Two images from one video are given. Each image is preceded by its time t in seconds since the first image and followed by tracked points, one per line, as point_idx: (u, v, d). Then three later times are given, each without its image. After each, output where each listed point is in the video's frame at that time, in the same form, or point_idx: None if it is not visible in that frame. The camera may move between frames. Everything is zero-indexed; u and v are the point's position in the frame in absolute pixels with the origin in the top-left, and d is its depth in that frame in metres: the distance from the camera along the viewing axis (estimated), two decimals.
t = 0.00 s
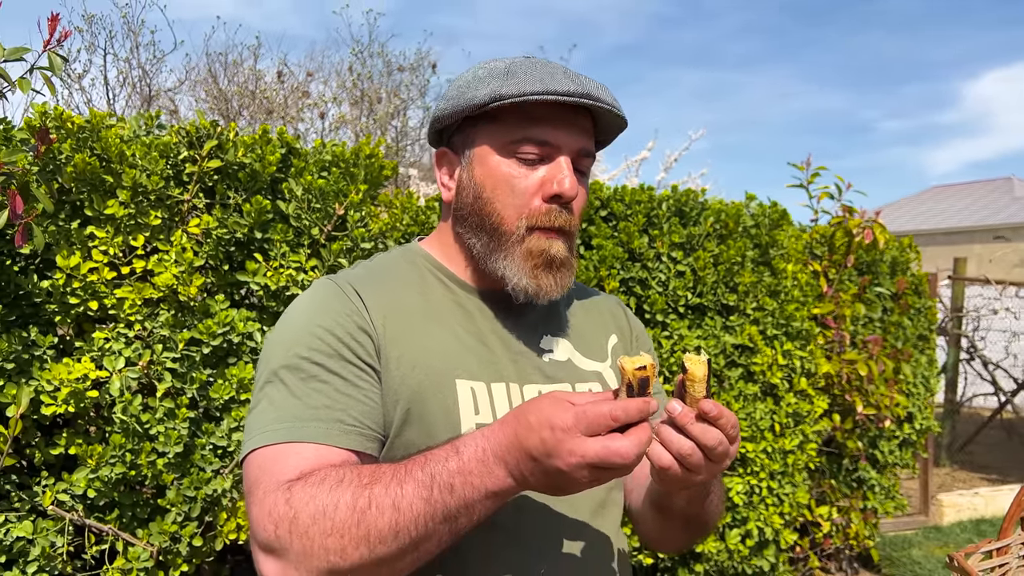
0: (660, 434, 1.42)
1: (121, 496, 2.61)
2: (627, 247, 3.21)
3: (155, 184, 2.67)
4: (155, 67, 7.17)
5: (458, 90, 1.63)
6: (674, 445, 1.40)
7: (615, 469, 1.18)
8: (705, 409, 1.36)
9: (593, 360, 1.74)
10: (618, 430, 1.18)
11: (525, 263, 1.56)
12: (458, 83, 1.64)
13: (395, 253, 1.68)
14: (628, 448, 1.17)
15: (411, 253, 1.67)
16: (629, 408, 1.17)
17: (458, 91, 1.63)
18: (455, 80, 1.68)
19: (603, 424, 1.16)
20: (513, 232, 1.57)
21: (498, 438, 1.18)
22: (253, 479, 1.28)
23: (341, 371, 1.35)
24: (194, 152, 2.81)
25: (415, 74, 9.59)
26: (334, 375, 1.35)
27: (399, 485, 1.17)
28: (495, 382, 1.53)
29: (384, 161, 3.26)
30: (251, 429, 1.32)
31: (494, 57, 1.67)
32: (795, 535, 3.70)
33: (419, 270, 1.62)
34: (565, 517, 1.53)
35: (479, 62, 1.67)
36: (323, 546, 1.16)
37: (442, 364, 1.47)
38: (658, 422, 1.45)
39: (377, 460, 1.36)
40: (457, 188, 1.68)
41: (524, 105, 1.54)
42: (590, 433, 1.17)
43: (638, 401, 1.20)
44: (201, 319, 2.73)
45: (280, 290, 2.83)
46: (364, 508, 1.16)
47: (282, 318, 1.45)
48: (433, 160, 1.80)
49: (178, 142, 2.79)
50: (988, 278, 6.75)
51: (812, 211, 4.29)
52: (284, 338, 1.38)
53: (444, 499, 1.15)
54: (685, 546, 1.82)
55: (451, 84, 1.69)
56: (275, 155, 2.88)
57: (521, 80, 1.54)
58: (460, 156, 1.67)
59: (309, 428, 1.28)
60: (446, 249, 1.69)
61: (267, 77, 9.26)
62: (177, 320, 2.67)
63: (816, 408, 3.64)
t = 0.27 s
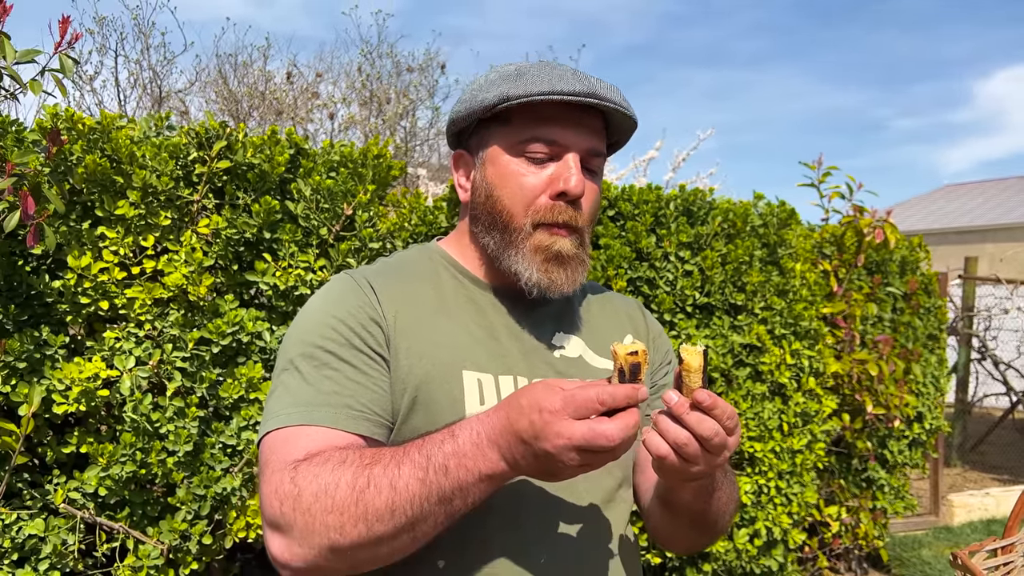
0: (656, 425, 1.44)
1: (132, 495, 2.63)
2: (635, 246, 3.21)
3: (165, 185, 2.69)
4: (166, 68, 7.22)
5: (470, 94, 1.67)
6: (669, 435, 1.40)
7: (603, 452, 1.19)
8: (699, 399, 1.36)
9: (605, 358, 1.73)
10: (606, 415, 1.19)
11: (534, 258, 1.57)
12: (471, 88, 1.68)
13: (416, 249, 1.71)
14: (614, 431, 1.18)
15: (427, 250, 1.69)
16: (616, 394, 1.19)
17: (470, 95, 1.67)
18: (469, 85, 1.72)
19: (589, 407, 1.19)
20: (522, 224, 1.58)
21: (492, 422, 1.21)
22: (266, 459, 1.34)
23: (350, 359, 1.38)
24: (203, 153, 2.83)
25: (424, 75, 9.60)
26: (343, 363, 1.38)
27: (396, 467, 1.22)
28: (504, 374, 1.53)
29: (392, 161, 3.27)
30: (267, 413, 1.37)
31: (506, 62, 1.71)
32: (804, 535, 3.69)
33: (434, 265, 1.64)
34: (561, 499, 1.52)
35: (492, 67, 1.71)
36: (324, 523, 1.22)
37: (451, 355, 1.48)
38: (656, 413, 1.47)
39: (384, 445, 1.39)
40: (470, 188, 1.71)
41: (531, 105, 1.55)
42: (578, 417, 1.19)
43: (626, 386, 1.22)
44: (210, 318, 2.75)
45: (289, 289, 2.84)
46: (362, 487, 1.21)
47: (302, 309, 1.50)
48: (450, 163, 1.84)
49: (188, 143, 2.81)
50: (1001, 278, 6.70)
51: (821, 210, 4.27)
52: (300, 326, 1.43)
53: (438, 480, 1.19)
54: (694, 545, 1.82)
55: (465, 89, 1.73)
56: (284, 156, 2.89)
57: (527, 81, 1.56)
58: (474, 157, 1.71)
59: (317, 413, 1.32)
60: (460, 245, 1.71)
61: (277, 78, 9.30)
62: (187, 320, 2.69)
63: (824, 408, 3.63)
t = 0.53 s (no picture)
0: (654, 423, 1.44)
1: (141, 494, 2.64)
2: (642, 246, 3.21)
3: (173, 186, 2.71)
4: (175, 70, 7.26)
5: (471, 94, 1.69)
6: (667, 434, 1.41)
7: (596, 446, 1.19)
8: (696, 397, 1.38)
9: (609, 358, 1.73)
10: (598, 410, 1.19)
11: (524, 250, 1.56)
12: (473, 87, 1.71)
13: (424, 250, 1.72)
14: (607, 425, 1.18)
15: (434, 251, 1.70)
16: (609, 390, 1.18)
17: (471, 95, 1.69)
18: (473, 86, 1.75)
19: (581, 403, 1.18)
20: (514, 219, 1.59)
21: (488, 418, 1.21)
22: (273, 457, 1.36)
23: (355, 359, 1.39)
24: (212, 154, 2.84)
25: (432, 75, 9.62)
26: (348, 362, 1.39)
27: (396, 463, 1.22)
28: (508, 374, 1.53)
29: (400, 162, 3.28)
30: (274, 411, 1.39)
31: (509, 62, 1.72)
32: (812, 535, 3.68)
33: (441, 267, 1.65)
34: (561, 494, 1.52)
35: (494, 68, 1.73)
36: (325, 519, 1.23)
37: (455, 355, 1.49)
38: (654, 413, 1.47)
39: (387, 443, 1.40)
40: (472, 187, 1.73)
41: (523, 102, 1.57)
42: (571, 412, 1.19)
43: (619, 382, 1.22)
44: (219, 318, 2.76)
45: (297, 290, 2.85)
46: (362, 483, 1.21)
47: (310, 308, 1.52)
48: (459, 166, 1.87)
49: (196, 144, 2.83)
50: (1012, 277, 6.66)
51: (829, 209, 4.26)
52: (306, 326, 1.44)
53: (436, 476, 1.19)
54: (702, 544, 1.82)
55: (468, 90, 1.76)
56: (292, 156, 2.91)
57: (522, 79, 1.57)
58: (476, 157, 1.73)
59: (322, 411, 1.33)
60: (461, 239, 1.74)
61: (286, 79, 9.34)
62: (196, 319, 2.71)
63: (832, 408, 3.61)
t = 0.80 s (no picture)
0: (648, 421, 1.44)
1: (149, 492, 2.66)
2: (648, 246, 3.20)
3: (181, 187, 2.72)
4: (184, 71, 7.30)
5: (470, 97, 1.68)
6: (662, 432, 1.40)
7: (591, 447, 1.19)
8: (691, 398, 1.36)
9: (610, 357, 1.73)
10: (592, 410, 1.19)
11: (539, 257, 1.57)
12: (472, 92, 1.68)
13: (426, 250, 1.72)
14: (602, 426, 1.18)
15: (435, 253, 1.70)
16: (602, 390, 1.18)
17: (470, 99, 1.68)
18: (470, 88, 1.73)
19: (575, 403, 1.18)
20: (528, 224, 1.58)
21: (484, 419, 1.22)
22: (274, 458, 1.37)
23: (355, 360, 1.40)
24: (219, 155, 2.86)
25: (439, 75, 9.63)
26: (348, 363, 1.40)
27: (393, 463, 1.23)
28: (508, 373, 1.54)
29: (406, 162, 3.28)
30: (277, 412, 1.40)
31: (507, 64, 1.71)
32: (819, 535, 3.67)
33: (441, 268, 1.65)
34: (560, 493, 1.52)
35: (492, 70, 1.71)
36: (325, 519, 1.24)
37: (455, 355, 1.49)
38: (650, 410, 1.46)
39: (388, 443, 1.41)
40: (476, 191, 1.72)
41: (531, 110, 1.56)
42: (565, 413, 1.18)
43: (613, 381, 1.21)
44: (226, 318, 2.77)
45: (304, 290, 2.86)
46: (360, 484, 1.22)
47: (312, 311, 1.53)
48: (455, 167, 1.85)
49: (203, 145, 2.84)
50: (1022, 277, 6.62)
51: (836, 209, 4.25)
52: (308, 328, 1.45)
53: (432, 476, 1.20)
54: (703, 542, 1.80)
55: (466, 93, 1.74)
56: (298, 157, 2.92)
57: (525, 84, 1.57)
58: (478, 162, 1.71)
59: (322, 413, 1.34)
60: (466, 244, 1.72)
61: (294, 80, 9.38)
62: (203, 320, 2.72)
63: (839, 408, 3.60)
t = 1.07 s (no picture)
0: (645, 418, 1.44)
1: (156, 491, 2.67)
2: (653, 246, 3.20)
3: (187, 187, 2.73)
4: (192, 72, 7.33)
5: (468, 98, 1.68)
6: (657, 429, 1.40)
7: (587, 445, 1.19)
8: (687, 396, 1.36)
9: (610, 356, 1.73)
10: (588, 409, 1.19)
11: (541, 257, 1.57)
12: (470, 93, 1.68)
13: (427, 250, 1.72)
14: (597, 424, 1.17)
15: (435, 253, 1.70)
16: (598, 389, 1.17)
17: (468, 100, 1.68)
18: (469, 89, 1.73)
19: (570, 401, 1.18)
20: (526, 228, 1.58)
21: (481, 418, 1.22)
22: (276, 458, 1.38)
23: (356, 360, 1.40)
24: (225, 155, 2.87)
25: (445, 76, 9.63)
26: (349, 363, 1.40)
27: (391, 463, 1.23)
28: (508, 373, 1.54)
29: (412, 162, 3.27)
30: (278, 411, 1.41)
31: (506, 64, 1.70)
32: (825, 535, 3.65)
33: (442, 268, 1.65)
34: (560, 492, 1.51)
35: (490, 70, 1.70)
36: (325, 519, 1.24)
37: (454, 355, 1.50)
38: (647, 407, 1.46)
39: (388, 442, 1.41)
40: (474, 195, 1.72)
41: (526, 112, 1.55)
42: (560, 411, 1.18)
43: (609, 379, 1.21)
44: (232, 318, 2.78)
45: (309, 290, 2.87)
46: (359, 483, 1.23)
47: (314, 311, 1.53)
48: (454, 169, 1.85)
49: (209, 145, 2.86)
50: None
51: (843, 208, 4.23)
52: (310, 328, 1.45)
53: (431, 476, 1.20)
54: (704, 539, 1.79)
55: (465, 93, 1.74)
56: (304, 157, 2.93)
57: (522, 86, 1.56)
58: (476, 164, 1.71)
59: (323, 412, 1.35)
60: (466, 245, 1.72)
61: (301, 81, 9.41)
62: (209, 319, 2.73)
63: (845, 408, 3.58)
